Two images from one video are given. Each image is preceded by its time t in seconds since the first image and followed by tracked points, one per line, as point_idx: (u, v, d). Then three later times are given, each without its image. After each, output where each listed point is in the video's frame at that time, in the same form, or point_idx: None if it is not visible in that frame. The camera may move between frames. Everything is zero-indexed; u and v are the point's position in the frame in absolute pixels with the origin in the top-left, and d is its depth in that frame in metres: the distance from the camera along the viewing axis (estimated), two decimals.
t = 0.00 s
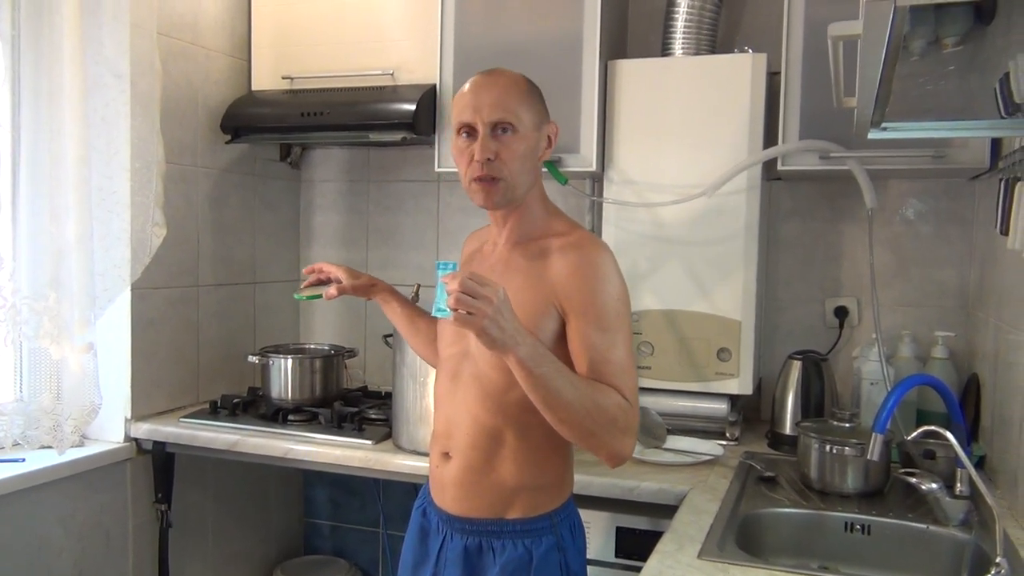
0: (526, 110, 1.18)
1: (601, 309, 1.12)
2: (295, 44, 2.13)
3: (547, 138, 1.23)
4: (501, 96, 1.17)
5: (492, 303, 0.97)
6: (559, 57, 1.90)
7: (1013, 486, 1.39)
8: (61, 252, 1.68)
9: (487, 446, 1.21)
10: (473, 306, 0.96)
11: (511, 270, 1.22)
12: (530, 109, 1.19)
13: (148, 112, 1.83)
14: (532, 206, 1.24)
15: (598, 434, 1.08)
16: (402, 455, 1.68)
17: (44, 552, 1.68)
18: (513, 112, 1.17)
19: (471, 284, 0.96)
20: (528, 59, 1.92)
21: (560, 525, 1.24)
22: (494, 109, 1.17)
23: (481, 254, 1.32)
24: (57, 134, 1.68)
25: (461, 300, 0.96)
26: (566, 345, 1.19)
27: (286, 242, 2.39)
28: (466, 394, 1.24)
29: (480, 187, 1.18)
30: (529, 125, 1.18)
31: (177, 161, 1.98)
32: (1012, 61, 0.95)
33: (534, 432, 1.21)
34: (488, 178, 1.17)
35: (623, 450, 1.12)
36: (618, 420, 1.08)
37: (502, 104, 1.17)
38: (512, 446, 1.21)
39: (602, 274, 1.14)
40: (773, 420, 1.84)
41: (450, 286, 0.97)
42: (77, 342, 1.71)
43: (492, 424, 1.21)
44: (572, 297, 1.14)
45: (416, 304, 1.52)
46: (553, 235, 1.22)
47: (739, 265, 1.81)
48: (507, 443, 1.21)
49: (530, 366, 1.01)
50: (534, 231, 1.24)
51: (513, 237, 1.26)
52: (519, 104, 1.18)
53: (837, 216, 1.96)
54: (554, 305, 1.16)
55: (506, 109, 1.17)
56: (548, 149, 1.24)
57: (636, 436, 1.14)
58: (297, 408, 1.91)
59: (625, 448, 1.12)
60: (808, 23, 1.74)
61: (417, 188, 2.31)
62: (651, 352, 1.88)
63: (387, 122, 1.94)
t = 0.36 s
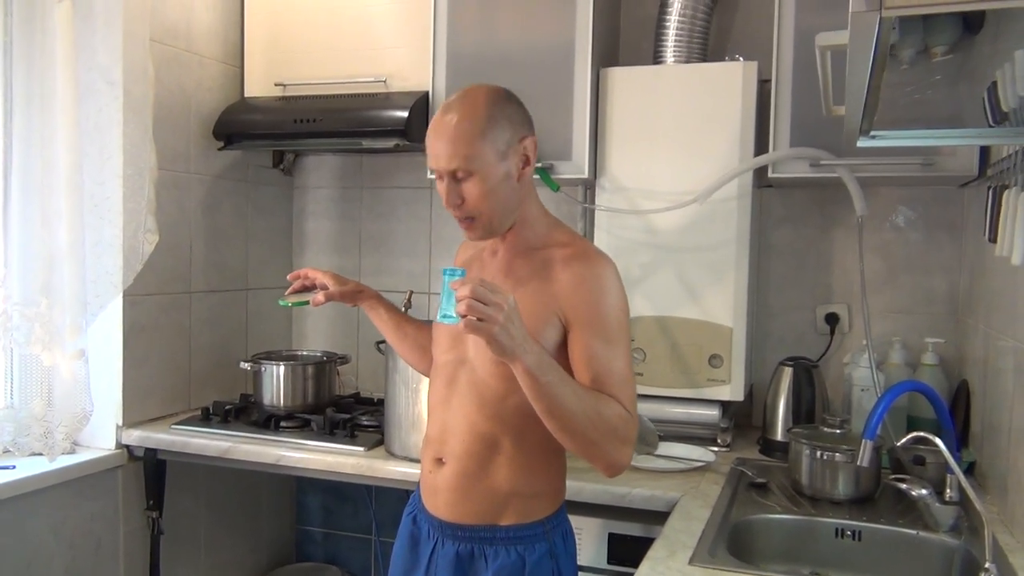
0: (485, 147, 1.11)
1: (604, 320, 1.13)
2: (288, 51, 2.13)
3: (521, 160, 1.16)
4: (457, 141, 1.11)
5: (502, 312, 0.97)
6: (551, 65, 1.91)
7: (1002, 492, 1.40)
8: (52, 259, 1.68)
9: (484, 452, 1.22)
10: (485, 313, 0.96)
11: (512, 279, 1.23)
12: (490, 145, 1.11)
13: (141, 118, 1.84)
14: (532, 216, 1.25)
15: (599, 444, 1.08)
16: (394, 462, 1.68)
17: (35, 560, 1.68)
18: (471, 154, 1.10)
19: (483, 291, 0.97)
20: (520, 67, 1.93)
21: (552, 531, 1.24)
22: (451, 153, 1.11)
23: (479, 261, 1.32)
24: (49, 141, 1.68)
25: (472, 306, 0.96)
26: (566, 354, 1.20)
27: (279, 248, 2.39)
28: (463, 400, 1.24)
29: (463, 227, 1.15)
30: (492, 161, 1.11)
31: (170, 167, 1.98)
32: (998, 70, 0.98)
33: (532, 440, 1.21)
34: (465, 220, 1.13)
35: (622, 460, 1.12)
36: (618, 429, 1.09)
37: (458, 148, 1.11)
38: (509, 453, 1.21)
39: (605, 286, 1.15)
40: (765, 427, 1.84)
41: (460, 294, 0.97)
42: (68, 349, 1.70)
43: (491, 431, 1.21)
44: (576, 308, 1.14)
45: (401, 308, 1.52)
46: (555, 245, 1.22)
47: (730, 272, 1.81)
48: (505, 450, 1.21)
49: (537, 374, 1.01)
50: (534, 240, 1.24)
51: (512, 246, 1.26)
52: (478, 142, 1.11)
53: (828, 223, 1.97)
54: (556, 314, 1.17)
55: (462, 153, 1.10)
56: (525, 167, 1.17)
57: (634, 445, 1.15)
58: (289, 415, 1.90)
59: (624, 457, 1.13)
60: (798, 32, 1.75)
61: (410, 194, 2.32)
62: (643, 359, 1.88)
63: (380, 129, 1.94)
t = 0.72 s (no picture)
0: (476, 170, 1.11)
1: (611, 330, 1.14)
2: (285, 57, 2.14)
3: (514, 178, 1.16)
4: (448, 165, 1.11)
5: (512, 331, 0.98)
6: (548, 71, 1.91)
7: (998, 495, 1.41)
8: (50, 265, 1.68)
9: (488, 460, 1.22)
10: (494, 333, 0.97)
11: (517, 288, 1.23)
12: (481, 167, 1.11)
13: (139, 124, 1.84)
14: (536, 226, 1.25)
15: (607, 454, 1.09)
16: (392, 467, 1.68)
17: (33, 566, 1.68)
18: (462, 179, 1.10)
19: (492, 310, 0.97)
20: (517, 72, 1.94)
21: (554, 535, 1.24)
22: (443, 178, 1.11)
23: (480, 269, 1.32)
24: (47, 147, 1.69)
25: (481, 326, 0.96)
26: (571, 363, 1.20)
27: (276, 254, 2.39)
28: (466, 408, 1.24)
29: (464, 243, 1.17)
30: (485, 183, 1.11)
31: (167, 173, 1.98)
32: (993, 75, 1.00)
33: (535, 447, 1.22)
34: (465, 239, 1.15)
35: (629, 468, 1.12)
36: (627, 440, 1.09)
37: (449, 172, 1.10)
38: (513, 460, 1.21)
39: (611, 295, 1.16)
40: (762, 430, 1.85)
41: (470, 316, 0.97)
42: (66, 354, 1.70)
43: (495, 439, 1.21)
44: (583, 319, 1.15)
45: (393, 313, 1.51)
46: (559, 254, 1.23)
47: (726, 276, 1.82)
48: (510, 458, 1.21)
49: (546, 389, 1.02)
50: (537, 249, 1.25)
51: (515, 255, 1.26)
52: (468, 166, 1.10)
53: (824, 227, 1.98)
54: (563, 324, 1.17)
55: (453, 179, 1.10)
56: (520, 184, 1.17)
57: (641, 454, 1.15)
58: (286, 420, 1.90)
59: (632, 466, 1.13)
60: (793, 37, 1.76)
61: (407, 200, 2.32)
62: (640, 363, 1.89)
63: (378, 135, 1.95)
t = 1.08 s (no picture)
0: (475, 171, 1.11)
1: (620, 328, 1.14)
2: (287, 55, 2.14)
3: (515, 179, 1.15)
4: (448, 165, 1.11)
5: (522, 329, 0.98)
6: (549, 69, 1.91)
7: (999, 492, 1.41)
8: (52, 263, 1.68)
9: (495, 456, 1.22)
10: (504, 331, 0.97)
11: (525, 286, 1.23)
12: (480, 168, 1.11)
13: (140, 122, 1.84)
14: (544, 224, 1.25)
15: (615, 451, 1.09)
16: (394, 465, 1.68)
17: (35, 565, 1.68)
18: (462, 179, 1.11)
19: (502, 308, 0.98)
20: (518, 70, 1.94)
21: (563, 530, 1.25)
22: (443, 178, 1.12)
23: (486, 266, 1.31)
24: (48, 145, 1.69)
25: (492, 324, 0.97)
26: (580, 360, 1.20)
27: (278, 252, 2.39)
28: (474, 405, 1.24)
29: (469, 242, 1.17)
30: (484, 184, 1.11)
31: (169, 171, 1.98)
32: (995, 73, 0.99)
33: (543, 443, 1.22)
34: (469, 238, 1.16)
35: (637, 465, 1.13)
36: (635, 437, 1.10)
37: (449, 173, 1.11)
38: (521, 456, 1.21)
39: (621, 293, 1.16)
40: (764, 428, 1.85)
41: (479, 316, 0.98)
42: (68, 352, 1.70)
43: (503, 436, 1.21)
44: (591, 317, 1.15)
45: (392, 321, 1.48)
46: (566, 252, 1.23)
47: (728, 274, 1.82)
48: (518, 454, 1.21)
49: (556, 387, 1.02)
50: (544, 248, 1.24)
51: (521, 253, 1.25)
52: (467, 167, 1.11)
53: (826, 225, 1.98)
54: (572, 322, 1.17)
55: (452, 180, 1.10)
56: (522, 184, 1.16)
57: (648, 451, 1.15)
58: (288, 418, 1.90)
59: (639, 463, 1.13)
60: (795, 35, 1.76)
61: (408, 198, 2.32)
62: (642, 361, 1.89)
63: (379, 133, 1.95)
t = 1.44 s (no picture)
0: (475, 166, 1.11)
1: (639, 323, 1.14)
2: (291, 51, 2.14)
3: (516, 173, 1.13)
4: (449, 162, 1.12)
5: (539, 323, 0.98)
6: (555, 66, 1.91)
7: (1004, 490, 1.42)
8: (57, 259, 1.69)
9: (512, 450, 1.22)
10: (522, 324, 0.97)
11: (542, 281, 1.22)
12: (479, 163, 1.11)
13: (146, 118, 1.84)
14: (561, 220, 1.24)
15: (633, 446, 1.09)
16: (399, 461, 1.69)
17: (41, 560, 1.68)
18: (463, 175, 1.12)
19: (521, 302, 0.98)
20: (523, 67, 1.93)
21: (581, 521, 1.25)
22: (446, 175, 1.13)
23: (501, 261, 1.30)
24: (53, 142, 1.69)
25: (509, 317, 0.97)
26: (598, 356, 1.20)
27: (282, 248, 2.39)
28: (490, 400, 1.24)
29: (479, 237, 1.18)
30: (484, 179, 1.11)
31: (174, 168, 1.98)
32: (1001, 70, 0.98)
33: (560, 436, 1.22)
34: (478, 233, 1.16)
35: (655, 460, 1.12)
36: (653, 432, 1.09)
37: (449, 169, 1.12)
38: (539, 449, 1.22)
39: (640, 289, 1.16)
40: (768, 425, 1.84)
41: (496, 311, 0.98)
42: (73, 348, 1.70)
43: (520, 429, 1.21)
44: (610, 312, 1.15)
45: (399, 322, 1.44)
46: (584, 247, 1.23)
47: (733, 272, 1.82)
48: (534, 448, 1.21)
49: (573, 381, 1.02)
50: (560, 244, 1.24)
51: (536, 249, 1.24)
52: (466, 163, 1.11)
53: (831, 222, 1.97)
54: (592, 318, 1.17)
55: (455, 174, 1.12)
56: (526, 179, 1.14)
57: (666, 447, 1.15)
58: (292, 414, 1.90)
59: (657, 458, 1.13)
60: (801, 32, 1.75)
61: (412, 194, 2.32)
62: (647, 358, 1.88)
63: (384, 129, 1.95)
